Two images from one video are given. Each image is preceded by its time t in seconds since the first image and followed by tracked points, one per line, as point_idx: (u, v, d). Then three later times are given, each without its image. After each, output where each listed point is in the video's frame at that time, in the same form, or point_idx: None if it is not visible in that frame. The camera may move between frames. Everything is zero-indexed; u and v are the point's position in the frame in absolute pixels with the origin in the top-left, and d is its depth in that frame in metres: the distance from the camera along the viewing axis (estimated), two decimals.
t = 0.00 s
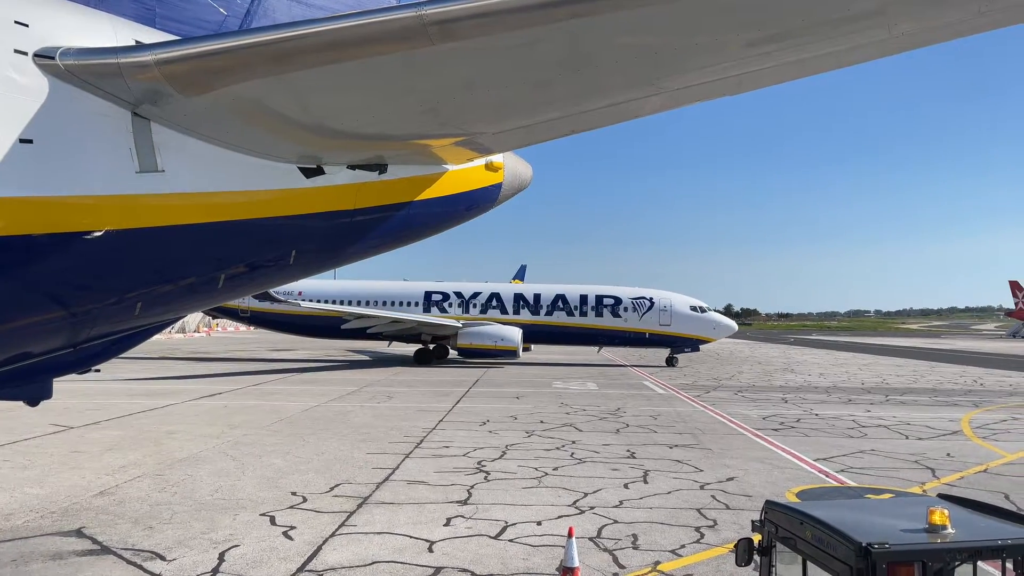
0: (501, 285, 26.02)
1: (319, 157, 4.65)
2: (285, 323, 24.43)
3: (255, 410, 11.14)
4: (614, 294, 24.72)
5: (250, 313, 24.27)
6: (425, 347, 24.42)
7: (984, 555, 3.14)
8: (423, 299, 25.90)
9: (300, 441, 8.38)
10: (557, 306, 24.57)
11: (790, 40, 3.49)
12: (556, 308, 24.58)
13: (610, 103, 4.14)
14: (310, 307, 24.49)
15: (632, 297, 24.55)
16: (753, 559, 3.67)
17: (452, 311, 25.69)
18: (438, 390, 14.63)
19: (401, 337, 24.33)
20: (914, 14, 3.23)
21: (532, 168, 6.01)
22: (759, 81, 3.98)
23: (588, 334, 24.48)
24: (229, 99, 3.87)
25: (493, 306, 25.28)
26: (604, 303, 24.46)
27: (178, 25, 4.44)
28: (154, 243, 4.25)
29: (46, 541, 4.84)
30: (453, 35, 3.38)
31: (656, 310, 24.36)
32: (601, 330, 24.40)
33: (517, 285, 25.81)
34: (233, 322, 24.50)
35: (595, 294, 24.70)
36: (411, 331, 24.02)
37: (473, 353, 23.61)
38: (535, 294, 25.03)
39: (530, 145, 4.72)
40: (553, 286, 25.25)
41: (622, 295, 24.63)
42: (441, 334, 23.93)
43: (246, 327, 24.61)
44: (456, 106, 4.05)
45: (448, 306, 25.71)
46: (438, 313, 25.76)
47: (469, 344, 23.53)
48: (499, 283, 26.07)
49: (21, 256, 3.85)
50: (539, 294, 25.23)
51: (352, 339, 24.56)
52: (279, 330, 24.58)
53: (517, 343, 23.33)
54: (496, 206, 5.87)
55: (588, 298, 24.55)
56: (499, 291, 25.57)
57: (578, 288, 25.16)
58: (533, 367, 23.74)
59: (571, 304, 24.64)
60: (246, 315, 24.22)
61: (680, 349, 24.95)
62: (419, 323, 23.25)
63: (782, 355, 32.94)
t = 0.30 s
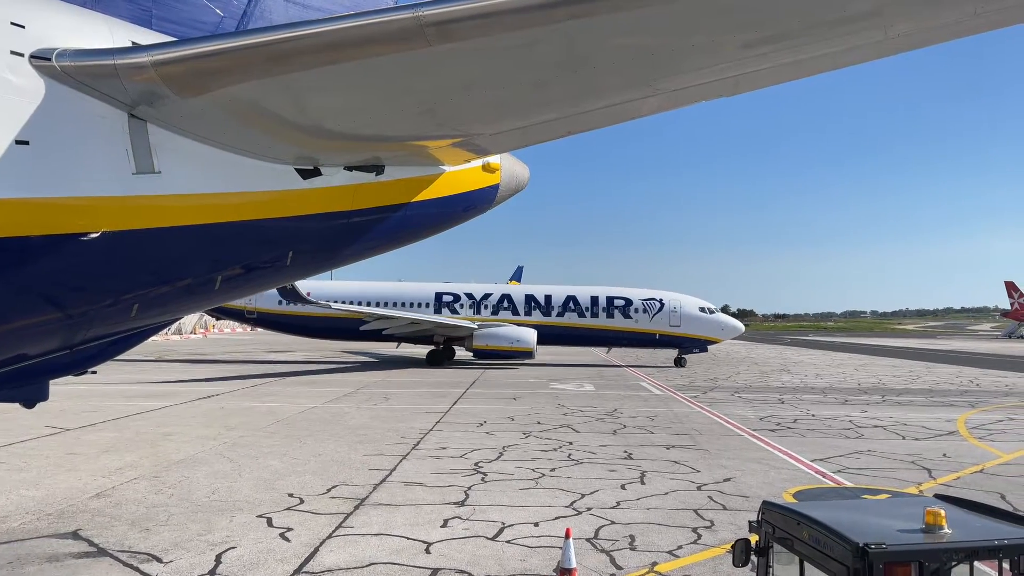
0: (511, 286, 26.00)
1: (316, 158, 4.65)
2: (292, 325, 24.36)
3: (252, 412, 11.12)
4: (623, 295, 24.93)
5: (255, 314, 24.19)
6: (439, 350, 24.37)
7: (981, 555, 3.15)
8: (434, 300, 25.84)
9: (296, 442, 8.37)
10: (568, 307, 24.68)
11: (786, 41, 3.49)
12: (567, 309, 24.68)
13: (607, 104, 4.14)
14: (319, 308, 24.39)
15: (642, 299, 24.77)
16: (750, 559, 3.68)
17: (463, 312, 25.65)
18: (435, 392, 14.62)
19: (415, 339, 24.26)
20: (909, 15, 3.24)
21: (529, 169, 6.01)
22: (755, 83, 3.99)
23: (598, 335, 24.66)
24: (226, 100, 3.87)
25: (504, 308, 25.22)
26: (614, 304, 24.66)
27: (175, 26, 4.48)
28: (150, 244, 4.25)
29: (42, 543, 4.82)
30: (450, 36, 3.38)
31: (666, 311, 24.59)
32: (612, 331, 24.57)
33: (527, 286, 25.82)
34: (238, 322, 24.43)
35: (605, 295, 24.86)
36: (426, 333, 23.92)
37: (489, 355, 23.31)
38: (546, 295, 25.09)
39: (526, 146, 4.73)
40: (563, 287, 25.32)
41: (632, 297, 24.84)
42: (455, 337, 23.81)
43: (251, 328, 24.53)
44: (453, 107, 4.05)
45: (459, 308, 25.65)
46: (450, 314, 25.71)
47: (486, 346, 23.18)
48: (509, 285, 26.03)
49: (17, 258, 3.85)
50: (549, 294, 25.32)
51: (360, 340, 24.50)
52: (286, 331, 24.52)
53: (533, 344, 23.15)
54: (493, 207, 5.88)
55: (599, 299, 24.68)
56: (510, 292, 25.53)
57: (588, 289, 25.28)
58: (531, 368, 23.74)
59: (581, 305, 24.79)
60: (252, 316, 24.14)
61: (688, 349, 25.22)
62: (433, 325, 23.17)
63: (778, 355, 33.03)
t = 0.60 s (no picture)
0: (523, 288, 26.01)
1: (312, 161, 4.65)
2: (302, 326, 24.34)
3: (248, 413, 11.11)
4: (634, 297, 25.05)
5: (263, 316, 24.17)
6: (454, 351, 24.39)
7: (977, 556, 3.15)
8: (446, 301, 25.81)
9: (293, 444, 8.37)
10: (579, 309, 24.77)
11: (782, 43, 3.50)
12: (578, 310, 24.78)
13: (603, 106, 4.15)
14: (330, 309, 24.35)
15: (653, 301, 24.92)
16: (747, 561, 3.69)
17: (475, 314, 25.63)
18: (432, 393, 14.60)
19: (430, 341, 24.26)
20: (906, 17, 3.24)
21: (525, 171, 6.02)
22: (752, 85, 3.99)
23: (609, 337, 24.79)
24: (223, 102, 3.87)
25: (516, 310, 25.25)
26: (626, 306, 24.80)
27: (171, 28, 4.49)
28: (146, 246, 4.24)
29: (38, 546, 4.81)
30: (447, 38, 3.38)
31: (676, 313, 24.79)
32: (622, 333, 24.72)
33: (538, 288, 25.89)
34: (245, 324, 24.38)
35: (616, 297, 24.98)
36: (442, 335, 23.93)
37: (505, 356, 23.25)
38: (557, 297, 25.19)
39: (523, 148, 4.74)
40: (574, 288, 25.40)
41: (643, 299, 25.02)
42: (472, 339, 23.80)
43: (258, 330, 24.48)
44: (449, 109, 4.06)
45: (471, 309, 25.62)
46: (462, 316, 25.64)
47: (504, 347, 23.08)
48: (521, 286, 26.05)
49: (13, 259, 3.84)
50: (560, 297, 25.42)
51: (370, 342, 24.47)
52: (295, 332, 24.49)
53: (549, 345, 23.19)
54: (490, 209, 5.88)
55: (610, 302, 24.80)
56: (522, 294, 25.54)
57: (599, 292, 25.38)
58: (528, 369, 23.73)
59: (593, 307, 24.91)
60: (259, 317, 24.11)
61: (697, 351, 25.41)
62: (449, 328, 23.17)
63: (774, 357, 33.19)
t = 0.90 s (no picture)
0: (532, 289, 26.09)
1: (309, 162, 4.65)
2: (312, 327, 24.32)
3: (244, 415, 11.10)
4: (644, 300, 25.51)
5: (272, 317, 24.14)
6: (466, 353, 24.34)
7: (972, 558, 3.15)
8: (457, 303, 25.65)
9: (289, 446, 8.36)
10: (590, 312, 25.15)
11: (779, 45, 3.50)
12: (589, 313, 25.17)
13: (600, 107, 4.15)
14: (341, 310, 24.35)
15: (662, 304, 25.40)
16: (743, 563, 3.70)
17: (486, 316, 25.55)
18: (428, 395, 14.61)
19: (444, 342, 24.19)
20: (903, 19, 3.25)
21: (522, 173, 6.02)
22: (749, 87, 4.00)
23: (620, 339, 25.21)
24: (219, 103, 3.87)
25: (528, 312, 25.39)
26: (635, 309, 25.23)
27: (167, 29, 4.50)
28: (142, 247, 4.23)
29: (33, 548, 4.79)
30: (443, 40, 3.37)
31: (684, 316, 25.39)
32: (632, 335, 25.15)
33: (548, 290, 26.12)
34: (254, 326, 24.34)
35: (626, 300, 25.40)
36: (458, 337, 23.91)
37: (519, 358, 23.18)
38: (568, 300, 25.47)
39: (520, 150, 4.74)
40: (585, 290, 25.76)
41: (652, 302, 25.50)
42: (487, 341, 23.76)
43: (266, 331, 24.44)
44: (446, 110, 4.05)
45: (484, 311, 25.53)
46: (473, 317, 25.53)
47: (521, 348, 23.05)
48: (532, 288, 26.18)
49: (8, 261, 3.83)
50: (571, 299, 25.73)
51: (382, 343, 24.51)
52: (305, 334, 24.46)
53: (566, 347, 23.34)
54: (486, 211, 5.88)
55: (621, 304, 25.24)
56: (533, 296, 25.63)
57: (608, 295, 25.83)
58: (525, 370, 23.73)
59: (604, 309, 25.31)
60: (268, 319, 24.08)
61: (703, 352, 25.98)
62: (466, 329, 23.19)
63: (769, 358, 33.38)
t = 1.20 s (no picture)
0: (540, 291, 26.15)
1: (305, 163, 4.64)
2: (325, 329, 24.28)
3: (240, 417, 11.08)
4: (653, 302, 25.77)
5: (283, 319, 24.05)
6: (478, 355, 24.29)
7: (968, 559, 3.15)
8: (470, 305, 25.55)
9: (285, 448, 8.35)
10: (601, 314, 25.30)
11: (775, 47, 3.51)
12: (600, 314, 25.31)
13: (596, 109, 4.16)
14: (355, 312, 24.35)
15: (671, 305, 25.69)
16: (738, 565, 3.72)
17: (499, 318, 25.53)
18: (424, 397, 14.59)
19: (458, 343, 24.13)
20: (898, 22, 3.25)
21: (518, 174, 6.02)
22: (745, 89, 4.00)
23: (630, 341, 25.40)
24: (215, 104, 3.86)
25: (540, 314, 25.46)
26: (645, 310, 25.47)
27: (163, 30, 4.55)
28: (138, 248, 4.22)
29: (28, 549, 4.78)
30: (439, 41, 3.37)
31: (693, 317, 25.69)
32: (642, 337, 25.38)
33: (558, 292, 26.19)
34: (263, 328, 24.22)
35: (636, 302, 25.63)
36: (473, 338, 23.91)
37: (534, 359, 23.14)
38: (579, 301, 25.59)
39: (516, 152, 4.74)
40: (595, 293, 25.91)
41: (661, 303, 25.75)
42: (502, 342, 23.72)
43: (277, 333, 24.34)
44: (442, 112, 4.05)
45: (496, 313, 25.52)
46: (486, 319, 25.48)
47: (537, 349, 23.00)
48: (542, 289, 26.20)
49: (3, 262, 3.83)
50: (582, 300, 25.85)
51: (396, 345, 24.58)
52: (316, 335, 24.39)
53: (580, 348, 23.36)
54: (483, 212, 5.88)
55: (631, 306, 25.42)
56: (544, 298, 25.71)
57: (617, 296, 26.00)
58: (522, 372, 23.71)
59: (615, 311, 25.46)
60: (280, 321, 23.97)
61: (708, 353, 26.38)
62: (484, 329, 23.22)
63: (764, 360, 33.52)
